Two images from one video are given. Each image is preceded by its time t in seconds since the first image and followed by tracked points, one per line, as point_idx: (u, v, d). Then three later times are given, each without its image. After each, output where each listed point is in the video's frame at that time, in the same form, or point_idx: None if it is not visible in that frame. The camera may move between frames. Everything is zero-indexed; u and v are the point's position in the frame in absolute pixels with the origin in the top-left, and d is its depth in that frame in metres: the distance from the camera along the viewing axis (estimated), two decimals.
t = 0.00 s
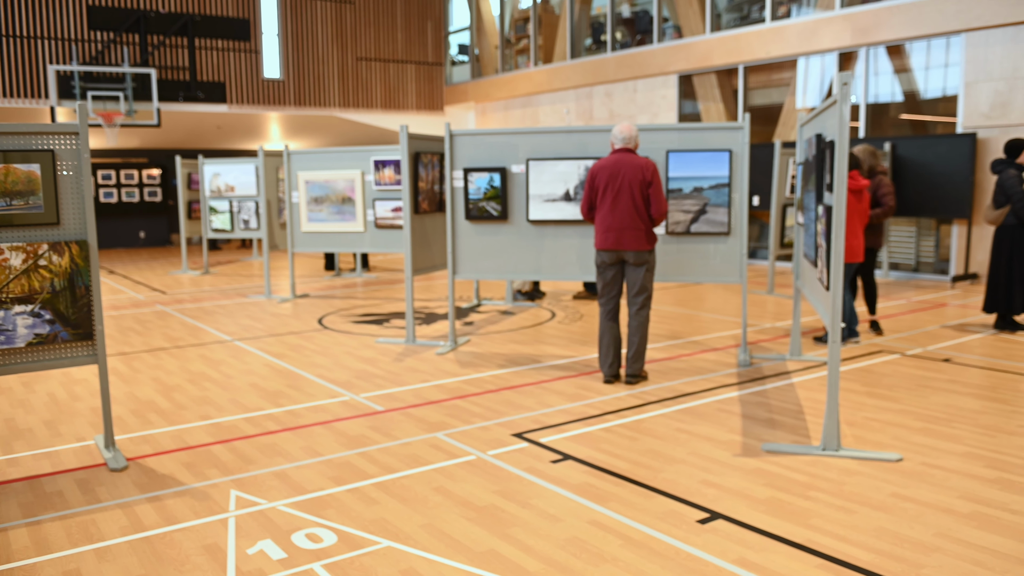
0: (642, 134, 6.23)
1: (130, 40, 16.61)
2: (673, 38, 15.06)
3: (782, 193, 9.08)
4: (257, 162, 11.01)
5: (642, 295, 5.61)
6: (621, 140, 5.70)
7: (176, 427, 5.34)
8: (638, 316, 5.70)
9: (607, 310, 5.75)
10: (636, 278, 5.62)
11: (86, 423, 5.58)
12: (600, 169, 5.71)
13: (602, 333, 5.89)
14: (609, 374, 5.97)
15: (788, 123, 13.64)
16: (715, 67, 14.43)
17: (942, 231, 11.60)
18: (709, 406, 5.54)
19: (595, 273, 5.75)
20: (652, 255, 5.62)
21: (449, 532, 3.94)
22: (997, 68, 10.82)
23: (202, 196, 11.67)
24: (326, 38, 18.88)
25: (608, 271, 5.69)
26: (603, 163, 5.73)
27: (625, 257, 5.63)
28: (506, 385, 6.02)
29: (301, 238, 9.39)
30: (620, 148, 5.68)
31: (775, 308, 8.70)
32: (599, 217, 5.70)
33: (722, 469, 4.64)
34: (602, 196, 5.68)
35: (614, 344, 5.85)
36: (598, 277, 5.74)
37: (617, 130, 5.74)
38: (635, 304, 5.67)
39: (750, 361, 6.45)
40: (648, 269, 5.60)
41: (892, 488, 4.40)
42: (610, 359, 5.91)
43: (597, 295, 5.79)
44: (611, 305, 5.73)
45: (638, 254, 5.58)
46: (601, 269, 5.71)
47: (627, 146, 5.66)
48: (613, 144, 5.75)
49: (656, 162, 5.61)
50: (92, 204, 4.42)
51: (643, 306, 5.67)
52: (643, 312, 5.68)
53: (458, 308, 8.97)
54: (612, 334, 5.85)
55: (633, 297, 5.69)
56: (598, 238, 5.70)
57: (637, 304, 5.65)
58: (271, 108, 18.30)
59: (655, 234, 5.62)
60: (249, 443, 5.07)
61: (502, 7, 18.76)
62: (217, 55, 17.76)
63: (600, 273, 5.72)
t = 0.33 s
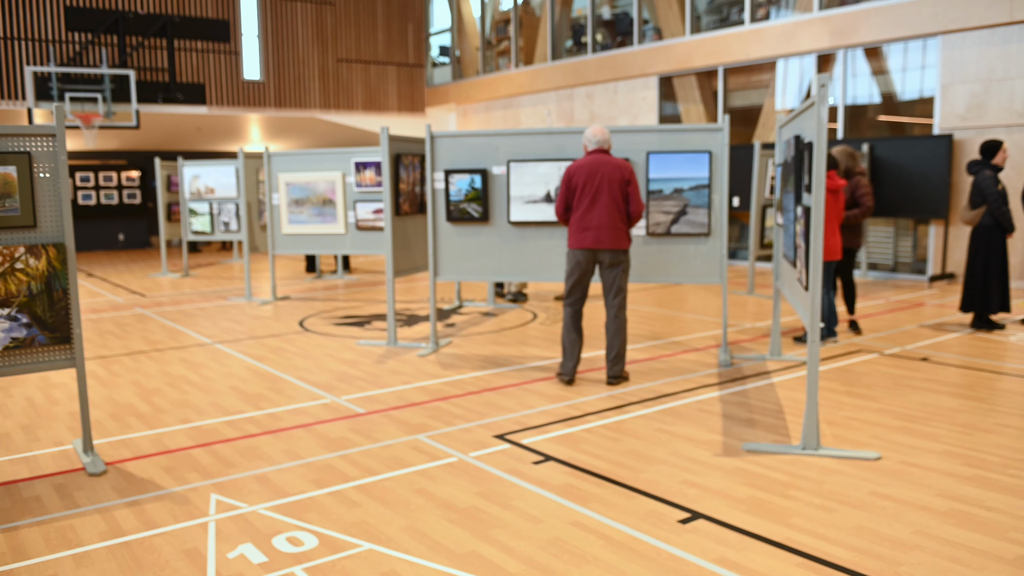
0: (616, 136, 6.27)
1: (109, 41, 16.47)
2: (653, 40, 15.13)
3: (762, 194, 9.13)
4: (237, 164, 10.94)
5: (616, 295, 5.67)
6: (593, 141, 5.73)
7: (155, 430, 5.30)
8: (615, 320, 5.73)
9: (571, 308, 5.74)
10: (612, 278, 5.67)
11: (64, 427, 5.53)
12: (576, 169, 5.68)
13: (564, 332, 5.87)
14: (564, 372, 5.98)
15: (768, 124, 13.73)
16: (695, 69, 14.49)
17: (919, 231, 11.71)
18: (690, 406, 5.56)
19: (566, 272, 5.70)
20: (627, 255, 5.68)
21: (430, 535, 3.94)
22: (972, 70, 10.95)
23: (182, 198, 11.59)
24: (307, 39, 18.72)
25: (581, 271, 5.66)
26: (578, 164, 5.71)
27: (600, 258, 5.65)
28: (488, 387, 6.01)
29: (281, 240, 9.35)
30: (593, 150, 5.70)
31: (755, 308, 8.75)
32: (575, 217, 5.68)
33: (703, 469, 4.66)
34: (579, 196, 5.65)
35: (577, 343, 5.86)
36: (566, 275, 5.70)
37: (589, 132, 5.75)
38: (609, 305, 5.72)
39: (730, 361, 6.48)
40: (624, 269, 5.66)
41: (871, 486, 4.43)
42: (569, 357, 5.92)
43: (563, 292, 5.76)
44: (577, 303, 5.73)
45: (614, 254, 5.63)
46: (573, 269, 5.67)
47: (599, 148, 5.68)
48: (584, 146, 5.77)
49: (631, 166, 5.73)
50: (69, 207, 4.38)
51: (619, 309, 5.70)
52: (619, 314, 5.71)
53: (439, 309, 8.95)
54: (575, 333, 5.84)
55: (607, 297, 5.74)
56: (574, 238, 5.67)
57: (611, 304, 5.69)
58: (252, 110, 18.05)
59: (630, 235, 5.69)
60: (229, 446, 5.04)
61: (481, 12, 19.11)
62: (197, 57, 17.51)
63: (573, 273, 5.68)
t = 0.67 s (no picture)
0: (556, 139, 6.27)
1: (86, 41, 16.32)
2: (633, 42, 15.21)
3: (742, 194, 9.18)
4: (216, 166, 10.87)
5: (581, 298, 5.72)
6: (540, 145, 5.72)
7: (134, 434, 5.25)
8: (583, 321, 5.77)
9: (529, 315, 5.73)
10: (574, 279, 5.69)
11: (40, 431, 5.47)
12: (530, 175, 5.64)
13: (525, 340, 5.83)
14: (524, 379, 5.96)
15: (747, 125, 13.83)
16: (675, 71, 14.56)
17: (897, 231, 11.81)
18: (670, 407, 5.58)
19: (525, 279, 5.68)
20: (586, 257, 5.72)
21: (411, 537, 3.92)
22: (948, 72, 11.06)
23: (160, 200, 11.49)
24: (286, 40, 18.63)
25: (541, 276, 5.65)
26: (532, 170, 5.67)
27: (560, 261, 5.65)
28: (468, 388, 5.99)
29: (261, 242, 9.29)
30: (542, 154, 5.70)
31: (735, 308, 8.79)
32: (533, 222, 5.63)
33: (684, 469, 4.67)
34: (536, 201, 5.61)
35: (541, 350, 5.83)
36: (523, 281, 5.66)
37: (534, 135, 5.75)
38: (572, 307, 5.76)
39: (711, 361, 6.50)
40: (584, 271, 5.69)
41: (850, 485, 4.46)
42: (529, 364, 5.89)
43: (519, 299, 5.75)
44: (535, 309, 5.72)
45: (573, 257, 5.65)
46: (532, 275, 5.66)
47: (546, 152, 5.69)
48: (532, 151, 5.75)
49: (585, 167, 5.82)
50: (44, 208, 4.33)
51: (583, 317, 5.76)
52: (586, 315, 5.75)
53: (420, 311, 8.93)
54: (537, 340, 5.81)
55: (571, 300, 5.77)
56: (533, 243, 5.62)
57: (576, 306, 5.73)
58: (231, 111, 17.99)
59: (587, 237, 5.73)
60: (208, 450, 5.00)
61: (463, 13, 19.26)
62: (175, 58, 17.31)
63: (532, 279, 5.66)
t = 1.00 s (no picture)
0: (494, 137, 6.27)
1: (53, 39, 16.16)
2: (607, 39, 15.28)
3: (715, 191, 9.24)
4: (187, 164, 10.76)
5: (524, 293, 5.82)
6: (480, 143, 5.68)
7: (103, 436, 5.18)
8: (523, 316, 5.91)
9: (492, 314, 5.72)
10: (521, 274, 5.80)
11: (7, 435, 5.38)
12: (478, 173, 5.60)
13: (492, 340, 5.81)
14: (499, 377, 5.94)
15: (720, 123, 13.93)
16: (648, 68, 14.65)
17: (868, 228, 11.92)
18: (643, 403, 5.59)
19: (481, 278, 5.67)
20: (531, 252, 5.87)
21: (384, 536, 3.90)
22: (917, 70, 11.18)
23: (130, 200, 11.36)
24: (258, 36, 18.37)
25: (496, 273, 5.69)
26: (477, 167, 5.63)
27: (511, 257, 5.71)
28: (442, 386, 5.98)
29: (233, 242, 9.22)
30: (484, 153, 5.67)
31: (708, 305, 8.84)
32: (486, 220, 5.60)
33: (657, 465, 4.68)
34: (487, 198, 5.59)
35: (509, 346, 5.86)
36: (485, 281, 5.64)
37: (473, 134, 5.71)
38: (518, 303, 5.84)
39: (684, 357, 6.53)
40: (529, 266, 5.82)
41: (820, 479, 4.50)
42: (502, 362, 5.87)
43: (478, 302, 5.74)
44: (497, 308, 5.74)
45: (523, 252, 5.75)
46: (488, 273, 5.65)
47: (491, 150, 5.67)
48: (472, 150, 5.70)
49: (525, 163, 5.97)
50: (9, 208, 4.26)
51: (524, 314, 5.92)
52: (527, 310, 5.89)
53: (393, 309, 8.90)
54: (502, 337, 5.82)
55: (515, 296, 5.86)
56: (487, 241, 5.60)
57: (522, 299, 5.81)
58: (202, 108, 17.79)
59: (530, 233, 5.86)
60: (179, 451, 4.95)
61: (436, 11, 19.30)
62: (145, 55, 17.07)
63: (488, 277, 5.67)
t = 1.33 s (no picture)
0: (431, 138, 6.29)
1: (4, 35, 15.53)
2: (570, 38, 15.36)
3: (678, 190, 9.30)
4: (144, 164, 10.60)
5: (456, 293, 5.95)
6: (419, 147, 5.69)
7: (58, 442, 5.07)
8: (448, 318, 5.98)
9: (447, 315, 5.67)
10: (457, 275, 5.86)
11: None
12: (423, 174, 5.56)
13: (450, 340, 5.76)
14: (462, 377, 5.87)
15: (682, 122, 14.03)
16: (611, 67, 14.75)
17: (829, 226, 12.10)
18: (606, 401, 5.60)
19: (436, 279, 5.60)
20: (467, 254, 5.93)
21: (345, 539, 3.86)
22: (875, 70, 11.35)
23: (86, 200, 11.17)
24: (218, 35, 18.57)
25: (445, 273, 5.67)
26: (421, 169, 5.60)
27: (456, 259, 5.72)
28: (405, 387, 5.94)
29: (193, 242, 9.13)
30: (425, 156, 5.67)
31: (672, 303, 8.89)
32: (434, 221, 5.57)
33: (620, 464, 4.68)
34: (433, 199, 5.57)
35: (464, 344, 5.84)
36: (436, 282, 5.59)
37: (413, 137, 5.69)
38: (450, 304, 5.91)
39: (647, 355, 6.55)
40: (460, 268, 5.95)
41: (781, 474, 4.53)
42: (464, 361, 5.84)
43: (430, 304, 5.66)
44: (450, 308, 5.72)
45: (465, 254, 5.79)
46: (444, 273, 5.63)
47: (430, 153, 5.71)
48: (413, 154, 5.69)
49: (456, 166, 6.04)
50: None
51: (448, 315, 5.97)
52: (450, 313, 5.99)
53: (357, 310, 8.85)
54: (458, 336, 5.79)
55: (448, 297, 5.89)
56: (435, 242, 5.57)
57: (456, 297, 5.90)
58: (160, 107, 17.80)
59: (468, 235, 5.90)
60: (136, 456, 4.86)
61: (397, 9, 19.20)
62: (101, 52, 16.93)
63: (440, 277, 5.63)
